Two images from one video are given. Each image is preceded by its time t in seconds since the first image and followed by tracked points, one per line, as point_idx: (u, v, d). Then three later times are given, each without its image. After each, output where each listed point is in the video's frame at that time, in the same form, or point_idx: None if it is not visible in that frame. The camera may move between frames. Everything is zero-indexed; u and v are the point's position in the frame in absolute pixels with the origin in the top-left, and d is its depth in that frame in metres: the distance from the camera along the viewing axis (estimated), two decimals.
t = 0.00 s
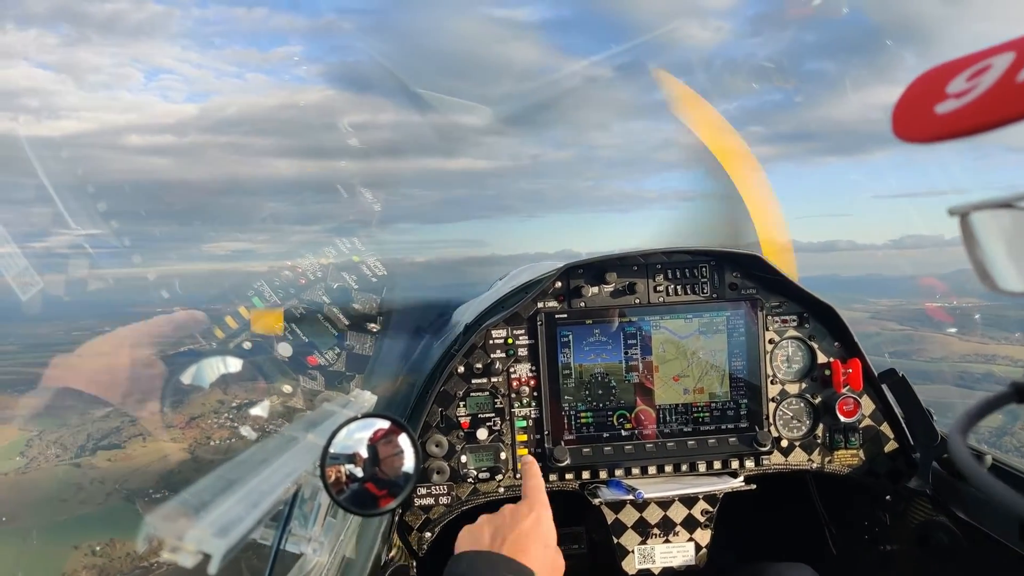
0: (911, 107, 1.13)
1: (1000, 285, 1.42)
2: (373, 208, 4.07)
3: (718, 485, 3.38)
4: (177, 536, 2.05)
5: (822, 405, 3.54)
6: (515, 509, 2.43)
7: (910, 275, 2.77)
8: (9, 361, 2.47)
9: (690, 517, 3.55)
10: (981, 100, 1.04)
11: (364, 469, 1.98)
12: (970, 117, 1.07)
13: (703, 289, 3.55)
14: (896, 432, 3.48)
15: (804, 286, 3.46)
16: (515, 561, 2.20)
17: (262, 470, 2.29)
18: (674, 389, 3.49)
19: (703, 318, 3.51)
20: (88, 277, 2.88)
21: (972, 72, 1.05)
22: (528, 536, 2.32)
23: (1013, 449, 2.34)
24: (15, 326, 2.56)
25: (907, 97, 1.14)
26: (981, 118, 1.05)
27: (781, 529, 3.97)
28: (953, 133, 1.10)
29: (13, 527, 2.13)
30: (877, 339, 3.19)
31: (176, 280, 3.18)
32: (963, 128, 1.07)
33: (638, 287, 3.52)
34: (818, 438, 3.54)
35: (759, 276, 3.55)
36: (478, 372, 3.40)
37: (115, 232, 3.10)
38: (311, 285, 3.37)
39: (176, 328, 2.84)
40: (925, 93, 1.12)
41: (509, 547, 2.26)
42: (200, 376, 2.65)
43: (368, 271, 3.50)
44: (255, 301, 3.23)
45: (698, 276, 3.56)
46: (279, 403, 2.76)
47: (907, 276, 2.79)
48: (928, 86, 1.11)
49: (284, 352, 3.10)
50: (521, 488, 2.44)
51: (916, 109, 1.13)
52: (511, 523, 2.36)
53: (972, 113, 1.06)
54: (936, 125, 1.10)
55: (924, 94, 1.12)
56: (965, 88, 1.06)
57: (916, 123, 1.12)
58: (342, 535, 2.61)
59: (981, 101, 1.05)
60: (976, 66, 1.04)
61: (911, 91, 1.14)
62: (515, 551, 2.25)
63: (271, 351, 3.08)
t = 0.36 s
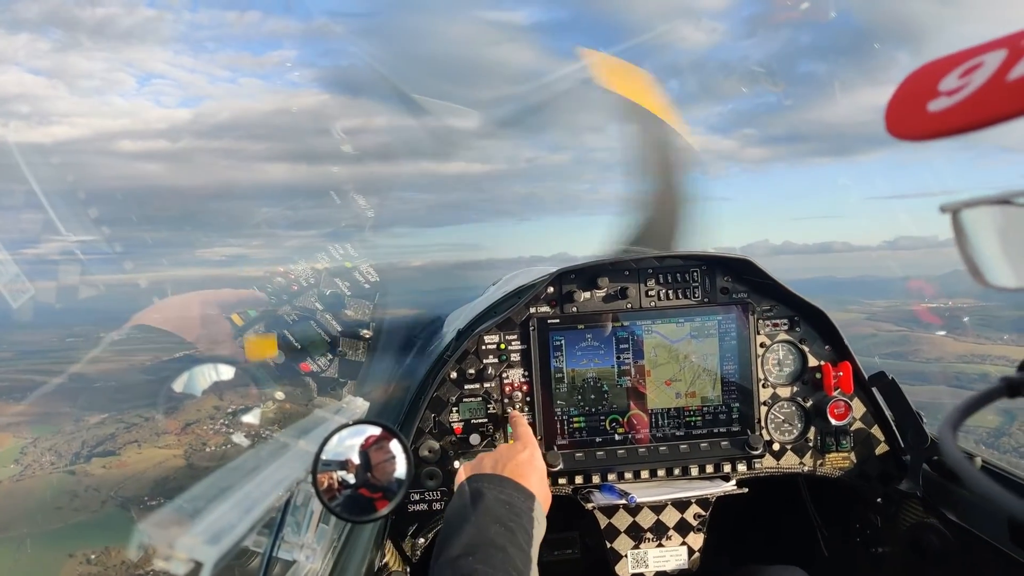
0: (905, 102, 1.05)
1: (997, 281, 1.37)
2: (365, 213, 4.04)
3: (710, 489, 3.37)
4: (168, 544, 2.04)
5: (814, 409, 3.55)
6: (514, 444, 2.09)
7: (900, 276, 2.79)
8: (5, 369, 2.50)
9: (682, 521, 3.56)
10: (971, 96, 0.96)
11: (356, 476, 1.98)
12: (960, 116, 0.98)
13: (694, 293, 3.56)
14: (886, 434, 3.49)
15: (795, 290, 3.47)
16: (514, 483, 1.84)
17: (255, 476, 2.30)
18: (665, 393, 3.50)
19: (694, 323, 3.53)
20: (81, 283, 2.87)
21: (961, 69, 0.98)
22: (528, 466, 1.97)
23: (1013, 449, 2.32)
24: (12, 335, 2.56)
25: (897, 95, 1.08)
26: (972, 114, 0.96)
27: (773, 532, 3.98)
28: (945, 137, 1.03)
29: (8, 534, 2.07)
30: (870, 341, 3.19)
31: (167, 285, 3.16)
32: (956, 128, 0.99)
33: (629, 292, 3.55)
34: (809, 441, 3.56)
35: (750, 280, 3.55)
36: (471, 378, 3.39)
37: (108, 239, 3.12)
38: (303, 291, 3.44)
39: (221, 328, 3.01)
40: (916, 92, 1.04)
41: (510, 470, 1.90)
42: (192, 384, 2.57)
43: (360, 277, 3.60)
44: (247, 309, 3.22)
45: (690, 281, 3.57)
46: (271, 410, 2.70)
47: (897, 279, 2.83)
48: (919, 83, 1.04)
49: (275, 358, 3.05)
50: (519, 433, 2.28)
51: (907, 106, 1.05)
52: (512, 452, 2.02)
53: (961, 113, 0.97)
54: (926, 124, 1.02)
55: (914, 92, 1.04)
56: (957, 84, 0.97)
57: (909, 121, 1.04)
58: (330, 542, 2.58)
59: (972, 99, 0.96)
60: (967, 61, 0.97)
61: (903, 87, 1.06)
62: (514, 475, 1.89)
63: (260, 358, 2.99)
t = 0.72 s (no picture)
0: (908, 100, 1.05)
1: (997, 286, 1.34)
2: (362, 218, 4.06)
3: (704, 491, 3.38)
4: (160, 546, 2.06)
5: (807, 411, 3.55)
6: (527, 465, 2.33)
7: (893, 277, 2.90)
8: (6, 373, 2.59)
9: (677, 523, 3.55)
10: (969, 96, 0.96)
11: (349, 478, 1.98)
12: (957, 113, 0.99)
13: (688, 296, 3.57)
14: (880, 437, 3.49)
15: (789, 293, 3.47)
16: (521, 514, 2.04)
17: (250, 478, 2.30)
18: (659, 396, 3.51)
19: (688, 326, 3.54)
20: (76, 288, 2.90)
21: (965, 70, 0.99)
22: (538, 490, 2.21)
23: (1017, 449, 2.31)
24: (13, 340, 2.65)
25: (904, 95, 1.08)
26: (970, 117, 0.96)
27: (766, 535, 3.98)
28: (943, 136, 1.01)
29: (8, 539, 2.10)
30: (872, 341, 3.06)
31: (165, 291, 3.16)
32: (952, 128, 0.99)
33: (623, 295, 3.55)
34: (803, 444, 3.55)
35: (744, 283, 3.56)
36: (465, 381, 3.40)
37: (104, 243, 3.12)
38: (298, 294, 3.33)
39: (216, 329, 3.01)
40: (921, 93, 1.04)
41: (519, 500, 2.09)
42: (186, 387, 2.57)
43: (355, 281, 3.49)
44: (241, 312, 3.19)
45: (683, 284, 3.58)
46: (266, 413, 2.70)
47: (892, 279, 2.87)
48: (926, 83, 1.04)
49: (270, 363, 3.02)
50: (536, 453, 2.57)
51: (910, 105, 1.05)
52: (523, 475, 2.26)
53: (959, 112, 0.97)
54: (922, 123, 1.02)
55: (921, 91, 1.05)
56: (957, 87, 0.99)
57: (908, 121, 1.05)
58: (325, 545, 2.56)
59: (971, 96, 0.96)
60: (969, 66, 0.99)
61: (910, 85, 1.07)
62: (524, 502, 2.13)
63: (258, 361, 3.01)
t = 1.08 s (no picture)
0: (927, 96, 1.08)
1: (1003, 279, 1.42)
2: (363, 215, 4.05)
3: (701, 491, 3.37)
4: (151, 542, 2.01)
5: (805, 412, 3.54)
6: None
7: (892, 279, 2.90)
8: (9, 370, 2.48)
9: (673, 523, 3.55)
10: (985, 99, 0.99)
11: (344, 475, 1.98)
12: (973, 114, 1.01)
13: (686, 296, 3.57)
14: (878, 438, 3.48)
15: (787, 293, 3.47)
16: None
17: (245, 475, 2.30)
18: (656, 396, 3.50)
19: (686, 325, 3.53)
20: (74, 284, 2.87)
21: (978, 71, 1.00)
22: None
23: None
24: (19, 335, 2.57)
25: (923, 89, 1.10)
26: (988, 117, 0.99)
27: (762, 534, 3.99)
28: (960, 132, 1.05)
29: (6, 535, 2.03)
30: (876, 342, 3.02)
31: (162, 289, 3.24)
32: (971, 123, 1.01)
33: (621, 294, 3.54)
34: (801, 444, 3.55)
35: (742, 282, 3.55)
36: (462, 379, 3.40)
37: (103, 239, 3.11)
38: (297, 292, 3.38)
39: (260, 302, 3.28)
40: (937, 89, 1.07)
41: None
42: (182, 384, 2.60)
43: (353, 278, 3.49)
44: (240, 308, 3.26)
45: (682, 283, 3.57)
46: (260, 411, 2.69)
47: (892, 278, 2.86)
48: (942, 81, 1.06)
49: (269, 359, 3.04)
50: None
51: (927, 103, 1.08)
52: None
53: (974, 112, 1.01)
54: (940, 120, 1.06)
55: (936, 88, 1.07)
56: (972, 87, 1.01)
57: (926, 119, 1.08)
58: (322, 542, 2.57)
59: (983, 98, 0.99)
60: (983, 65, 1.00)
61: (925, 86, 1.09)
62: None
63: (255, 357, 3.03)
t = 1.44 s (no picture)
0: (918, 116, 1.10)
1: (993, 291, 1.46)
2: (362, 215, 4.05)
3: (698, 494, 3.37)
4: (145, 542, 2.01)
5: (802, 415, 3.55)
6: None
7: (889, 282, 2.85)
8: (7, 368, 2.51)
9: (670, 526, 3.55)
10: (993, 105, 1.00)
11: (341, 477, 1.97)
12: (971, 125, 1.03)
13: (684, 299, 3.57)
14: (874, 442, 3.49)
15: (785, 297, 3.48)
16: None
17: (242, 476, 2.30)
18: (653, 399, 3.51)
19: (683, 328, 3.53)
20: (70, 282, 2.87)
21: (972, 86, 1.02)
22: None
23: None
24: (17, 333, 2.58)
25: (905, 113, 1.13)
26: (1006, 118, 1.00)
27: (758, 537, 3.99)
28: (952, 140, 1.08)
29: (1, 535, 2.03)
30: (878, 347, 3.02)
31: (160, 288, 3.20)
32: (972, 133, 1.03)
33: (619, 297, 3.54)
34: (798, 448, 3.55)
35: (740, 286, 3.55)
36: (460, 380, 3.40)
37: (101, 238, 3.11)
38: (294, 291, 3.39)
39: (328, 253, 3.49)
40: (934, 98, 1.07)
41: None
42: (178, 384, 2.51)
43: (352, 278, 3.47)
44: (238, 308, 3.28)
45: (679, 286, 3.57)
46: (257, 411, 2.68)
47: (886, 283, 2.87)
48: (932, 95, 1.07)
49: (264, 359, 3.02)
50: None
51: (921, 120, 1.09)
52: None
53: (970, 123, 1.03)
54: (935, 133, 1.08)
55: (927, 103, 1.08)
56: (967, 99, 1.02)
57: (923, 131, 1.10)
58: (318, 543, 2.57)
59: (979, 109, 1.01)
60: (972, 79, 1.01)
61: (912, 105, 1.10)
62: None
63: (252, 357, 3.02)
